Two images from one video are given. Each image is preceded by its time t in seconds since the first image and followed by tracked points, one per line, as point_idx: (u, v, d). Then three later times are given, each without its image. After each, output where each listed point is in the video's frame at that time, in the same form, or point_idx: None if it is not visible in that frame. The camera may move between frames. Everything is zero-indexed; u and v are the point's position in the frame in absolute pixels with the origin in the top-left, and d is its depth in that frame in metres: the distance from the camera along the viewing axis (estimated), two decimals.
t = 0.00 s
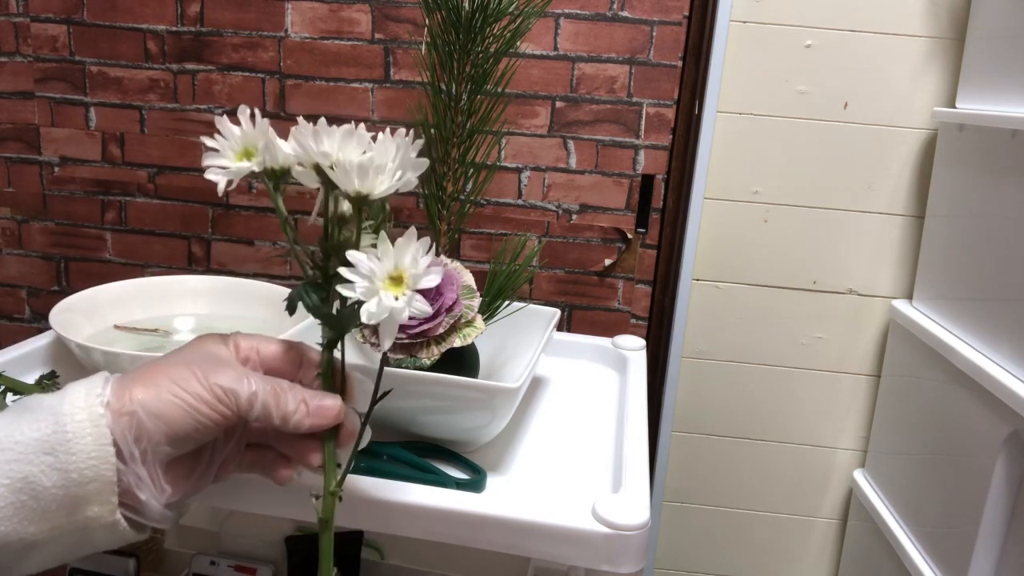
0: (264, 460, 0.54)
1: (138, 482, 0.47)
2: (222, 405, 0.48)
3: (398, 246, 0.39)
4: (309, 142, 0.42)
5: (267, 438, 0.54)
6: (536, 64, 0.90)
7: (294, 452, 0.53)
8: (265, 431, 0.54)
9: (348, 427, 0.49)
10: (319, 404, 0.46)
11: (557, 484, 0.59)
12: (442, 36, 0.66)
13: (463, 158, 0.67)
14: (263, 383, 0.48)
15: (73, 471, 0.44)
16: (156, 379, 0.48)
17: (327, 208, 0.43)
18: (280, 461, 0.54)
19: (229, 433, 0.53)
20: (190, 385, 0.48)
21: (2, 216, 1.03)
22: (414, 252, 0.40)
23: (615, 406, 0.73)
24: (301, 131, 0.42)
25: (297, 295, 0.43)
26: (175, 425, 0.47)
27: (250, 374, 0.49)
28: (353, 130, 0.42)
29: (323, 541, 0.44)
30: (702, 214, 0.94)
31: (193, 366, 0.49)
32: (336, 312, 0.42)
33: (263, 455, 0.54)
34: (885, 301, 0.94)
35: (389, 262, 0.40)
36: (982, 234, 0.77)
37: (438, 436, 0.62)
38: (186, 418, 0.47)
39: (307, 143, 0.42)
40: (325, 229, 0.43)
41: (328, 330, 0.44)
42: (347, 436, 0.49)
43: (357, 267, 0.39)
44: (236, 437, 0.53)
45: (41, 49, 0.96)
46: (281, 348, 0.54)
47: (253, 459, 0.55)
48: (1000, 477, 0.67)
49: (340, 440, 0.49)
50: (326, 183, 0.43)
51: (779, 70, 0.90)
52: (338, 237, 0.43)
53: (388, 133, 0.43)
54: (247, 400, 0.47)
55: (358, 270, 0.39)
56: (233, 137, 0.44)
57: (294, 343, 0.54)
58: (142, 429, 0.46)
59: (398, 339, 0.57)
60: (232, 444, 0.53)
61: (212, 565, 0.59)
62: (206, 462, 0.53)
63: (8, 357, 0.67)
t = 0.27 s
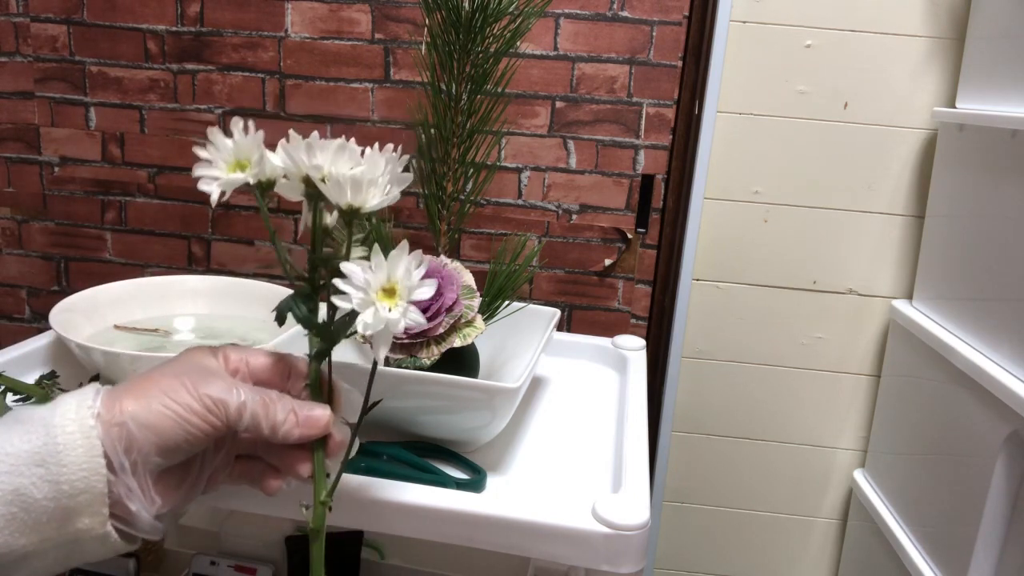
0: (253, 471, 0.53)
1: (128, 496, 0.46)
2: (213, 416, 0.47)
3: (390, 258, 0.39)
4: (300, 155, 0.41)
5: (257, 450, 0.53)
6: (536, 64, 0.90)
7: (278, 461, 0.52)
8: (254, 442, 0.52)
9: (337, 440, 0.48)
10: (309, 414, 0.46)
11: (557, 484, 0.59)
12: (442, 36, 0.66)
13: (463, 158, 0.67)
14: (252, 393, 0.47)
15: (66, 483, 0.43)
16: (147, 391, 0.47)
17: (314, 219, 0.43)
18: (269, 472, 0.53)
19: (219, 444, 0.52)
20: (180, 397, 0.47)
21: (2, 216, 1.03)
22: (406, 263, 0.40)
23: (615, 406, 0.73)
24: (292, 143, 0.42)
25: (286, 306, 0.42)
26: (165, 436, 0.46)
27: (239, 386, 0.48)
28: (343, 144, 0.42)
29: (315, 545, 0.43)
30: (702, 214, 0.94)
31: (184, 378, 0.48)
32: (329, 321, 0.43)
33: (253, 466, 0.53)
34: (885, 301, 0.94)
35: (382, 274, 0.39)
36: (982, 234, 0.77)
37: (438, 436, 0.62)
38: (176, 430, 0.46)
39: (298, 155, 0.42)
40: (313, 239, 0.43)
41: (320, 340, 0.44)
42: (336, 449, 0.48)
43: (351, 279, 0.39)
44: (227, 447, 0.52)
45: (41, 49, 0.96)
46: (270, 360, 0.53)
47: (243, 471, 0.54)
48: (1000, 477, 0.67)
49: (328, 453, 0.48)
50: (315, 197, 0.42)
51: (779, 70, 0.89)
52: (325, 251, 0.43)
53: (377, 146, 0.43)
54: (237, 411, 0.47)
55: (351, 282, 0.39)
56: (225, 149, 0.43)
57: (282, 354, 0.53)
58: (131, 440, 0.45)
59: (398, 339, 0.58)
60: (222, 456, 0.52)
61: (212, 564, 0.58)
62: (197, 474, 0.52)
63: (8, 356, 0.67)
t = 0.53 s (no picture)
0: (227, 490, 0.46)
1: (95, 515, 0.33)
2: (182, 436, 0.38)
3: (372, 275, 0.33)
4: (275, 164, 0.33)
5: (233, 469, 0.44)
6: (535, 64, 0.90)
7: (255, 482, 0.44)
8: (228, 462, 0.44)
9: (311, 457, 0.39)
10: (281, 431, 0.37)
11: (557, 484, 0.59)
12: (442, 35, 0.66)
13: (463, 158, 0.67)
14: (223, 410, 0.39)
15: (31, 506, 0.31)
16: (117, 412, 0.36)
17: (285, 233, 0.34)
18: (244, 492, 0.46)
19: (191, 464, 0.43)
20: (150, 415, 0.37)
21: (2, 216, 1.03)
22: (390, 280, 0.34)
23: (615, 406, 0.73)
24: (266, 149, 0.33)
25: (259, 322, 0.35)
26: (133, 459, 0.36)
27: (212, 403, 0.39)
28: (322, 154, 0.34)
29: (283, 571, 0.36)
30: (702, 214, 0.94)
31: (151, 397, 0.39)
32: (303, 337, 0.35)
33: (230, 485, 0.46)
34: (885, 301, 0.94)
35: (362, 290, 0.33)
36: (982, 234, 0.77)
37: (438, 436, 0.62)
38: (143, 451, 0.36)
39: (274, 162, 0.33)
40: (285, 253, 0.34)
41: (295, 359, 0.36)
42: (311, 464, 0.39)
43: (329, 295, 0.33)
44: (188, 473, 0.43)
45: (41, 49, 0.96)
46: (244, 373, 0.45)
47: (218, 487, 0.47)
48: (1000, 477, 0.67)
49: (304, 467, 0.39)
50: (291, 215, 0.33)
51: (779, 70, 0.89)
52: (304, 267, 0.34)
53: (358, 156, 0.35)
54: (207, 430, 0.38)
55: (328, 299, 0.33)
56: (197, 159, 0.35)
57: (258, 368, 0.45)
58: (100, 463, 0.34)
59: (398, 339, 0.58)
60: (194, 475, 0.45)
61: (212, 565, 0.59)
62: (162, 501, 0.42)
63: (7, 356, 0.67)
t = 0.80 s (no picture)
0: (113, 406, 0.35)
1: None
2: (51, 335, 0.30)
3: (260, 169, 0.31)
4: (150, 52, 0.29)
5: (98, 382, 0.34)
6: (535, 64, 0.90)
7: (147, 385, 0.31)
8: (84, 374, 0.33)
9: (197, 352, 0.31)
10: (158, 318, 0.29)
11: (557, 484, 0.59)
12: (442, 35, 0.66)
13: (463, 158, 0.67)
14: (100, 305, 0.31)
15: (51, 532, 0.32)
16: None
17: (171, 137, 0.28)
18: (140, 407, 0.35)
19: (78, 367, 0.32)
20: (11, 316, 0.31)
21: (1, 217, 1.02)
22: (266, 167, 0.31)
23: (614, 406, 0.73)
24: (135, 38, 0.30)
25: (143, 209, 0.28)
26: None
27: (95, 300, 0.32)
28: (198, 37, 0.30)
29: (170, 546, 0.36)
30: (702, 214, 0.95)
31: (25, 304, 0.32)
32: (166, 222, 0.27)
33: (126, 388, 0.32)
34: (885, 301, 0.94)
35: (241, 172, 0.30)
36: (982, 234, 0.77)
37: (438, 436, 0.62)
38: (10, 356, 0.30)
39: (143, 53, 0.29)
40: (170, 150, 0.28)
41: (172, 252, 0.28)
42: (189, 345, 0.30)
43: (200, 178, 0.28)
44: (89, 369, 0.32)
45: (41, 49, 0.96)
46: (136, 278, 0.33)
47: (113, 393, 0.33)
48: (999, 477, 0.67)
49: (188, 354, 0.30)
50: (175, 104, 0.29)
51: (779, 70, 0.89)
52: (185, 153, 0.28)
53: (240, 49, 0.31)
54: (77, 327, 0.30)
55: (205, 187, 0.28)
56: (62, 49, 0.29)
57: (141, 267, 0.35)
58: None
59: (398, 339, 0.58)
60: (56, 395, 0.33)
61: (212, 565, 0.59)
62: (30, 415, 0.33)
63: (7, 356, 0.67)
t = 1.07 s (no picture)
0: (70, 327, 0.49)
1: None
2: None
3: (162, 97, 0.41)
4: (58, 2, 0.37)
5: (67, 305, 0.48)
6: (535, 64, 0.90)
7: (87, 313, 0.48)
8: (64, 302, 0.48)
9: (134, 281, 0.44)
10: (97, 254, 0.42)
11: (557, 483, 0.58)
12: (442, 35, 0.66)
13: (463, 158, 0.67)
14: (39, 246, 0.43)
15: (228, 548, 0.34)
16: None
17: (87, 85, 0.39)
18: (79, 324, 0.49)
19: (15, 303, 0.46)
20: None
21: None
22: (178, 101, 0.41)
23: (615, 406, 0.73)
24: None
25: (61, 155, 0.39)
26: None
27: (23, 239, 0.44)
28: None
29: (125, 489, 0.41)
30: (702, 214, 0.94)
31: None
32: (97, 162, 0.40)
33: (62, 320, 0.49)
34: (885, 301, 0.94)
35: (153, 112, 0.40)
36: (982, 234, 0.77)
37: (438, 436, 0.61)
38: None
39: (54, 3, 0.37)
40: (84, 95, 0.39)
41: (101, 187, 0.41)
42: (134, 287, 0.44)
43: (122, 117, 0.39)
44: (26, 305, 0.47)
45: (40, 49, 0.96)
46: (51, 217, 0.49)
47: (51, 327, 0.50)
48: (999, 477, 0.67)
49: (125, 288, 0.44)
50: (82, 46, 0.38)
51: (779, 70, 0.89)
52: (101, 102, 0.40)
53: None
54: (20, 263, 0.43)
55: (124, 121, 0.39)
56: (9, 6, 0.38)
57: (65, 213, 0.49)
58: None
59: (398, 339, 0.58)
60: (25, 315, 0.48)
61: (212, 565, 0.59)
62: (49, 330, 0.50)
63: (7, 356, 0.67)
